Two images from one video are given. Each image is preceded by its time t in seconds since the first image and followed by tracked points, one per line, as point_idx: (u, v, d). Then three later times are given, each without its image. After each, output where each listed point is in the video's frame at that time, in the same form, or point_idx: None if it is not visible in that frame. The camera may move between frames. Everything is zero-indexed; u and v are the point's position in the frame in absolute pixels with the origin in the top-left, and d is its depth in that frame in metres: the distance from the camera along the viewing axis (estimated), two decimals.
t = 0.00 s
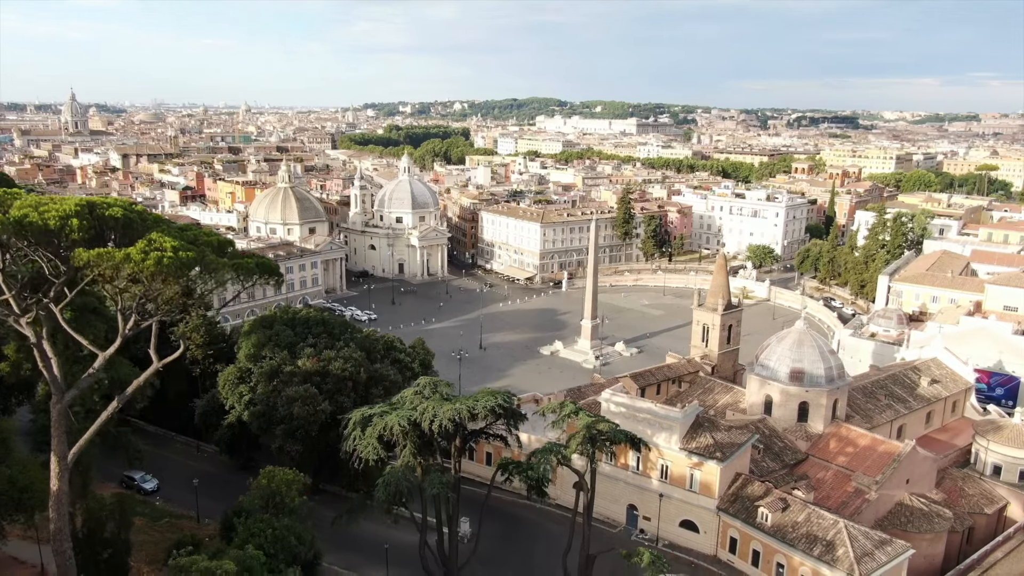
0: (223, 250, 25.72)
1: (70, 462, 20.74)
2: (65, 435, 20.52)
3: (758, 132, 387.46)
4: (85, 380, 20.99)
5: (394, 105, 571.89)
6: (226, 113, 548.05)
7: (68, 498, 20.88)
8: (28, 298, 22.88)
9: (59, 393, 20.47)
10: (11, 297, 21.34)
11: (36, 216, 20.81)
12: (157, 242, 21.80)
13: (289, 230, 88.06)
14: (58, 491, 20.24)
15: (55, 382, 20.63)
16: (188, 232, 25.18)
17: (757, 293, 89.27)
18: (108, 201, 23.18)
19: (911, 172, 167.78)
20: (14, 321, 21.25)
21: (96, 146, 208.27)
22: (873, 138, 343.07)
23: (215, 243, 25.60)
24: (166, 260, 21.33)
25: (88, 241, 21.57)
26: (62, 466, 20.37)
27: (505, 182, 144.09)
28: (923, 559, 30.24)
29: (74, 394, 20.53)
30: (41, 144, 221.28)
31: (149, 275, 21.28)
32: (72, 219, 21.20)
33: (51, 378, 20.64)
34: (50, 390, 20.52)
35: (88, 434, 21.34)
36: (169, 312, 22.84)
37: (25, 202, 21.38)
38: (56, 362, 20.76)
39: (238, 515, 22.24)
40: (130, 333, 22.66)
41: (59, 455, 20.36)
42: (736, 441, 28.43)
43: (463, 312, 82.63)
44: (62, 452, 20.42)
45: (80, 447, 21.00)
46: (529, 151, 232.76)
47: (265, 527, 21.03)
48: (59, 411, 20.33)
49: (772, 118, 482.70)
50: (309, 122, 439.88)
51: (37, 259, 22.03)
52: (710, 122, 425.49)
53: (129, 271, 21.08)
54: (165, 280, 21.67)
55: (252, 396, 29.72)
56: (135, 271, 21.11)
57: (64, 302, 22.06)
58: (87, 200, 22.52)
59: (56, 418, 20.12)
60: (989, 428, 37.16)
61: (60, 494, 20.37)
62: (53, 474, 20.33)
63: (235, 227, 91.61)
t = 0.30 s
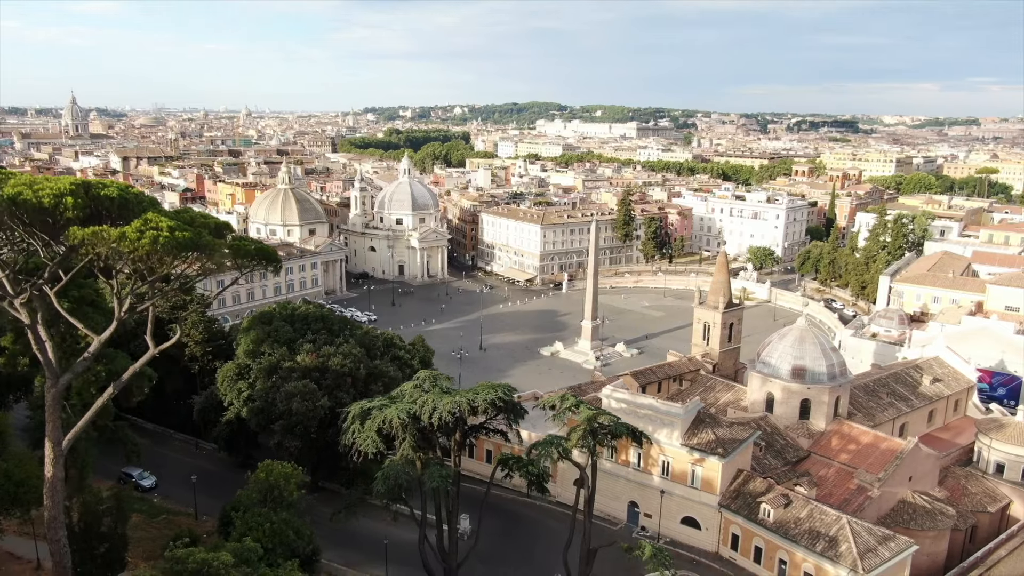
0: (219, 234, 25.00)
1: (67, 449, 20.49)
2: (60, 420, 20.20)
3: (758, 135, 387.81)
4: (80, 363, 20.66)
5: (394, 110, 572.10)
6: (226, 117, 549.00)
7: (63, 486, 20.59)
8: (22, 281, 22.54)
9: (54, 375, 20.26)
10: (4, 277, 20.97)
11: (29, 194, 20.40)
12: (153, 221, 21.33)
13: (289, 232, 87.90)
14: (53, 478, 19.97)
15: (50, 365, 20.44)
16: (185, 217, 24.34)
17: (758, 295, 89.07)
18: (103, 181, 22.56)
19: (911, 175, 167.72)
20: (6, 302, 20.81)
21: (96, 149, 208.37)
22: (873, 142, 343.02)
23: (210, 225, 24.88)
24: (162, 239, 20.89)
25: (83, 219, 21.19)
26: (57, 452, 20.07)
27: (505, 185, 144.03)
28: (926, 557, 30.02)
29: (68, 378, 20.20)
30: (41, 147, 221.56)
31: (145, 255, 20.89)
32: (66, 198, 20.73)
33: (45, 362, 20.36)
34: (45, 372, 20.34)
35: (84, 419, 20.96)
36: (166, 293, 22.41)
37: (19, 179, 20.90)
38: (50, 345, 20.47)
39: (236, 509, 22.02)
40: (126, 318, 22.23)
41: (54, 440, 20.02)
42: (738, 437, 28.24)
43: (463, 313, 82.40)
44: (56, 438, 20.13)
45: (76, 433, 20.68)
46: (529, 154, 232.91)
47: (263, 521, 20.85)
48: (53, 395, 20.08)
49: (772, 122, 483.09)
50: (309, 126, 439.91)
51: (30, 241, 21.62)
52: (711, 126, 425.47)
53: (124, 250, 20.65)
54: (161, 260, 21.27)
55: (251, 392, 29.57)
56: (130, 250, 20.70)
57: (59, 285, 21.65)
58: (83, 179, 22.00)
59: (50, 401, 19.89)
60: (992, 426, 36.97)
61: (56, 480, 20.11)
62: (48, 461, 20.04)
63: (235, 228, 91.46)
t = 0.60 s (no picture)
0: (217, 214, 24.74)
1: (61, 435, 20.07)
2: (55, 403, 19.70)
3: (758, 139, 388.26)
4: (74, 346, 20.05)
5: (394, 114, 572.70)
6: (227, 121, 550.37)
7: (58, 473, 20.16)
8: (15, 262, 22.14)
9: (48, 357, 19.71)
10: None
11: (22, 169, 20.09)
12: (149, 199, 20.96)
13: (289, 233, 87.83)
14: (48, 463, 19.52)
15: (44, 348, 19.87)
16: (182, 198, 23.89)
17: (759, 296, 88.91)
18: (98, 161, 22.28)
19: (912, 177, 167.68)
20: None
21: (97, 151, 208.49)
22: (874, 145, 343.04)
23: (208, 205, 24.66)
24: (158, 217, 20.49)
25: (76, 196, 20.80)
26: (51, 438, 19.60)
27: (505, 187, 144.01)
28: (929, 554, 29.77)
29: (63, 360, 19.76)
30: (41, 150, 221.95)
31: (141, 232, 20.46)
32: (60, 174, 20.49)
33: (38, 346, 19.90)
34: (38, 354, 19.79)
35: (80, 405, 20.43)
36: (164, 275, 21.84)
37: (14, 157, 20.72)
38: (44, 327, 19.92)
39: (233, 503, 21.83)
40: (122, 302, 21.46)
41: (48, 425, 19.54)
42: (740, 433, 28.07)
43: (463, 314, 82.21)
44: (51, 422, 19.66)
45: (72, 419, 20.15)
46: (529, 157, 233.04)
47: (261, 514, 20.66)
48: (47, 376, 19.55)
49: (772, 126, 483.44)
50: (309, 130, 440.45)
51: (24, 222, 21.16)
52: (711, 130, 425.76)
53: (118, 226, 20.24)
54: (157, 240, 20.84)
55: (249, 387, 29.41)
56: (126, 227, 20.31)
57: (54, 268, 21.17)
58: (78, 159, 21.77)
59: (43, 383, 19.39)
60: (994, 424, 36.74)
61: (50, 466, 19.64)
62: (42, 447, 19.60)
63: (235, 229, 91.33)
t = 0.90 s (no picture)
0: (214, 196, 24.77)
1: (54, 422, 19.79)
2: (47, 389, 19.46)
3: (758, 143, 388.66)
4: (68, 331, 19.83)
5: (394, 119, 573.32)
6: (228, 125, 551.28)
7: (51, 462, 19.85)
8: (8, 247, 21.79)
9: (40, 343, 19.47)
10: None
11: (15, 147, 19.76)
12: (143, 180, 20.72)
13: (289, 234, 87.70)
14: (40, 452, 19.20)
15: (36, 333, 19.65)
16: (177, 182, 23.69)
17: (759, 298, 88.67)
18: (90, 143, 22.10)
19: (912, 180, 167.51)
20: None
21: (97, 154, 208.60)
22: (874, 149, 342.98)
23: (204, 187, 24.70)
24: (152, 196, 20.15)
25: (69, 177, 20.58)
26: (43, 424, 19.30)
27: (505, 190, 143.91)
28: (933, 553, 29.47)
29: (57, 345, 19.50)
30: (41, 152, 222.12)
31: (135, 213, 20.12)
32: (53, 152, 20.33)
33: (31, 330, 19.66)
34: (31, 340, 19.58)
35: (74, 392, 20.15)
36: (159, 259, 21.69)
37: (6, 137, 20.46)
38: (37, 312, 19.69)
39: (230, 499, 21.61)
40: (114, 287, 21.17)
41: (40, 411, 19.23)
42: (742, 430, 27.85)
43: (463, 316, 81.99)
44: (43, 409, 19.35)
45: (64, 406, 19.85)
46: (529, 161, 233.10)
47: (259, 509, 20.44)
48: (40, 362, 19.29)
49: (772, 130, 483.65)
50: (309, 134, 440.61)
51: (17, 205, 20.81)
52: (711, 134, 425.92)
53: (111, 206, 19.91)
54: (150, 220, 20.52)
55: (247, 385, 29.13)
56: (121, 207, 19.97)
57: (47, 252, 20.86)
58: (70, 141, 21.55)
59: (37, 369, 19.19)
60: (998, 423, 36.51)
61: (43, 455, 19.31)
62: (34, 436, 19.30)
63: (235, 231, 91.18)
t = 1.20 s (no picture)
0: (209, 180, 23.98)
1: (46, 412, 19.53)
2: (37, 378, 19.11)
3: (758, 148, 389.03)
4: (58, 318, 19.51)
5: (395, 124, 573.93)
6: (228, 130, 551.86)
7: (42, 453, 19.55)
8: None
9: (29, 332, 19.18)
10: None
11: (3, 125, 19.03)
12: (135, 161, 19.96)
13: (288, 237, 87.46)
14: (31, 443, 18.88)
15: (26, 321, 19.38)
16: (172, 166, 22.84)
17: (760, 301, 88.34)
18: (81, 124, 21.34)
19: (913, 184, 167.32)
20: None
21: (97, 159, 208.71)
22: (874, 154, 343.03)
23: (199, 172, 23.95)
24: (144, 177, 19.29)
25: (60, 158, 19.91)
26: (34, 414, 18.97)
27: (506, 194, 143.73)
28: (938, 554, 29.09)
29: (47, 332, 19.25)
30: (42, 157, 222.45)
31: (126, 195, 19.28)
32: (42, 131, 19.57)
33: (21, 317, 19.35)
34: (22, 328, 19.30)
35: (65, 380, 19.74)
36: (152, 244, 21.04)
37: None
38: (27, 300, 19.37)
39: (227, 497, 21.33)
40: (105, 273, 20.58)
41: (31, 401, 18.88)
42: (745, 429, 27.52)
43: (463, 319, 81.70)
44: (34, 398, 19.00)
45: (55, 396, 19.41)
46: (530, 165, 233.10)
47: (256, 507, 20.13)
48: (31, 350, 19.03)
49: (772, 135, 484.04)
50: (310, 139, 440.34)
51: (7, 191, 20.23)
52: (711, 139, 426.31)
53: (101, 187, 19.08)
54: (142, 201, 19.65)
55: (246, 383, 28.82)
56: (112, 189, 19.10)
57: (37, 237, 20.34)
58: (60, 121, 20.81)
59: (27, 357, 18.89)
60: (1002, 423, 36.19)
61: (34, 446, 19.02)
62: (24, 426, 18.99)
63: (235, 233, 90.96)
